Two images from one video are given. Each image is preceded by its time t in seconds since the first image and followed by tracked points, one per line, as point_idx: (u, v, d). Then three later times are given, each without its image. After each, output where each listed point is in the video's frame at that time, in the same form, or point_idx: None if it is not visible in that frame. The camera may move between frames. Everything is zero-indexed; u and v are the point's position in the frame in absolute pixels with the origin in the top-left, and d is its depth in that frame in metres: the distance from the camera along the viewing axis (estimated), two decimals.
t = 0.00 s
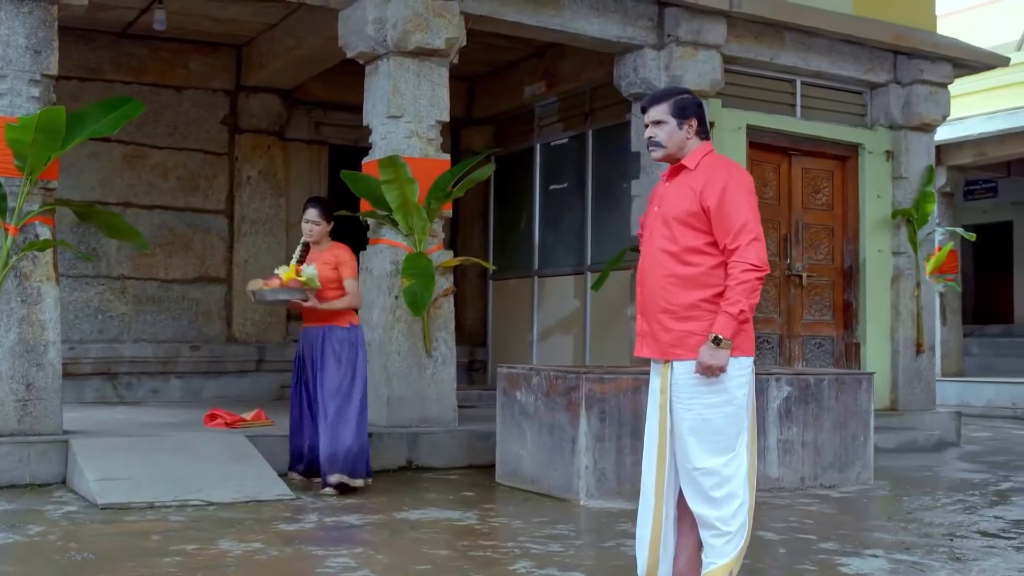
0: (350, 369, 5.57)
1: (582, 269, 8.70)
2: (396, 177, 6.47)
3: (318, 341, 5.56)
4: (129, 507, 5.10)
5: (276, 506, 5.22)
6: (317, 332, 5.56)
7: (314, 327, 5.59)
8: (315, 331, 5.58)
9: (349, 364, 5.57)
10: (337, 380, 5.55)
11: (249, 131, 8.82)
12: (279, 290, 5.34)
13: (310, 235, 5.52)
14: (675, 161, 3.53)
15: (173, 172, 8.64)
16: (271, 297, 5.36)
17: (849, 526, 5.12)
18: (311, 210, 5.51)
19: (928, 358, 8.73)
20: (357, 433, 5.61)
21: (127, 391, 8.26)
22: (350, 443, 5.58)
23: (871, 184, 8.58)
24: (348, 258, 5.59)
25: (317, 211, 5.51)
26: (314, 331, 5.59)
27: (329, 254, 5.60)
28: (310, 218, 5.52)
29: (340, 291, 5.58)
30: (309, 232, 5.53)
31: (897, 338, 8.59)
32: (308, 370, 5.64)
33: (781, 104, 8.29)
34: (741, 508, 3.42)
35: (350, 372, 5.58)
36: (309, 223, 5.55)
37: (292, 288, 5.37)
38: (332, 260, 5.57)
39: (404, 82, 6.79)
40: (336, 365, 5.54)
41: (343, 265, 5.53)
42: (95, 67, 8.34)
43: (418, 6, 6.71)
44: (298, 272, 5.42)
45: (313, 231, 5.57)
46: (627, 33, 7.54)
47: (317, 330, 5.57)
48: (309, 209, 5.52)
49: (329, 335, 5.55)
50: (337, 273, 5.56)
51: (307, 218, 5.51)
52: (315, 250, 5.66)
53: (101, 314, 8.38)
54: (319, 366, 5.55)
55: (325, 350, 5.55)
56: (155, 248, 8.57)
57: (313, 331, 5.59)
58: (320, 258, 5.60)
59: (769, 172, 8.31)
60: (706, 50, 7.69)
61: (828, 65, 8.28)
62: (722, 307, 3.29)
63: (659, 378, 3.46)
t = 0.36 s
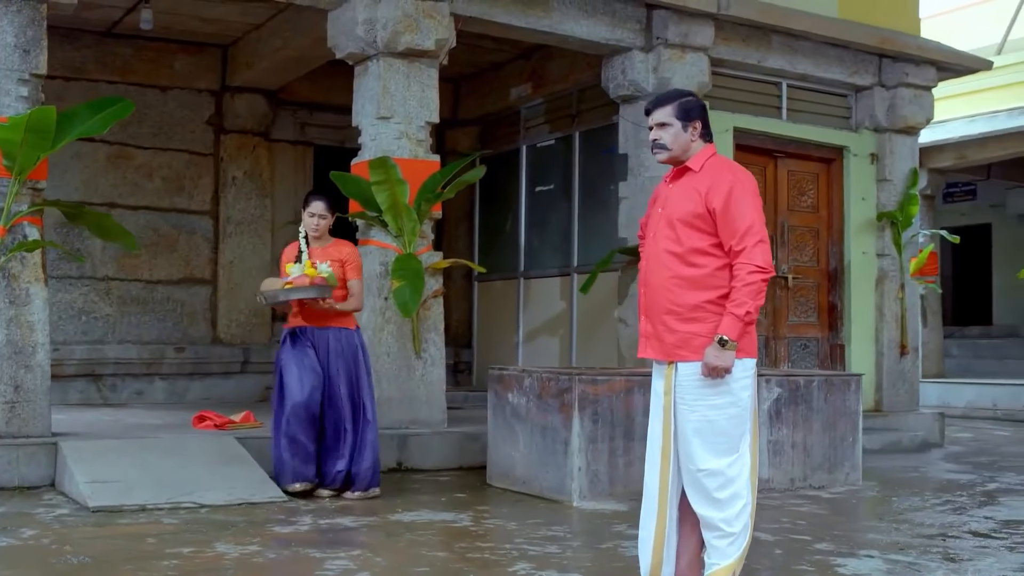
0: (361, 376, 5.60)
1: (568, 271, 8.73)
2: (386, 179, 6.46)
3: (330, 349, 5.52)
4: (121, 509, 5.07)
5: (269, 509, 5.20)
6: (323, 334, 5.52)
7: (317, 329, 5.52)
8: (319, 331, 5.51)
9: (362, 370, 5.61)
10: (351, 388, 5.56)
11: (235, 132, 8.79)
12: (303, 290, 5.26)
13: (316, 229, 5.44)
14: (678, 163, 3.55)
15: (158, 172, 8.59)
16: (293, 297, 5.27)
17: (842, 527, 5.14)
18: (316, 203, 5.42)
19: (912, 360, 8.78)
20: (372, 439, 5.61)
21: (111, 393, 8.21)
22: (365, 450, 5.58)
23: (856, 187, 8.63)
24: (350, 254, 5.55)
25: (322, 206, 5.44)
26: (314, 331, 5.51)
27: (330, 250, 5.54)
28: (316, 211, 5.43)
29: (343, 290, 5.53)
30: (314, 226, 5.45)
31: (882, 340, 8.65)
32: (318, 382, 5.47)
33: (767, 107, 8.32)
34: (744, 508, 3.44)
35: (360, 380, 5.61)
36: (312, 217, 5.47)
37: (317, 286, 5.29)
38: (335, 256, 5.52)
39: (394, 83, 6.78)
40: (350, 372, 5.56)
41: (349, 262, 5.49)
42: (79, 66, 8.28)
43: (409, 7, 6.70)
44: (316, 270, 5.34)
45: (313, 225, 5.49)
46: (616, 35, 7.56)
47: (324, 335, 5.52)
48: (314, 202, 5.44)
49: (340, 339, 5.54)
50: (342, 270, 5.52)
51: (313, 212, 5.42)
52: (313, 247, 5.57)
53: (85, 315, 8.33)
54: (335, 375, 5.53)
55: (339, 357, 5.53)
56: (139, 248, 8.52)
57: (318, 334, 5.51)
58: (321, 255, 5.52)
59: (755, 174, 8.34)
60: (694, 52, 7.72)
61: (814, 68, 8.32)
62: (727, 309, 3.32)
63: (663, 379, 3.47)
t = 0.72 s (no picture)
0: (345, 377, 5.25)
1: (554, 272, 8.74)
2: (375, 180, 6.44)
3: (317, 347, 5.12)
4: (112, 512, 5.04)
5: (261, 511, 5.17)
6: (306, 332, 5.10)
7: (301, 328, 5.10)
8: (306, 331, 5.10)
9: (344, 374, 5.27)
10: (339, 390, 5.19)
11: (219, 132, 8.75)
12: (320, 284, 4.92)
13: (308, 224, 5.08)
14: (681, 165, 3.59)
15: (142, 172, 8.54)
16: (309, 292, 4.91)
17: (834, 527, 5.16)
18: (304, 196, 5.06)
19: (895, 361, 8.84)
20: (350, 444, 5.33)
21: (95, 394, 8.16)
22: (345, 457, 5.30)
23: (841, 189, 8.69)
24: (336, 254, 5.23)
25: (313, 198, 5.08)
26: (300, 331, 5.09)
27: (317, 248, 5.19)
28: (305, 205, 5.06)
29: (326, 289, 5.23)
30: (304, 221, 5.08)
31: (865, 341, 8.71)
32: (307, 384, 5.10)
33: (753, 109, 8.35)
34: (746, 509, 3.46)
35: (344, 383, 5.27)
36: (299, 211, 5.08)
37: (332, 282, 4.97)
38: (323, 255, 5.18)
39: (383, 83, 6.76)
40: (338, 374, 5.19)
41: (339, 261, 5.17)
42: (63, 65, 8.22)
43: (398, 8, 6.68)
44: (324, 267, 5.00)
45: (300, 220, 5.11)
46: (603, 36, 7.57)
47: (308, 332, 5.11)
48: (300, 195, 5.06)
49: (323, 341, 5.14)
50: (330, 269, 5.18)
51: (301, 205, 5.04)
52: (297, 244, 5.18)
53: (68, 316, 8.27)
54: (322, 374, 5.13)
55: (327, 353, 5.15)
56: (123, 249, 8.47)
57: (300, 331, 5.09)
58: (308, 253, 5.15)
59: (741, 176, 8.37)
60: (682, 54, 7.74)
61: (799, 70, 8.37)
62: (731, 309, 3.35)
63: (666, 380, 3.50)
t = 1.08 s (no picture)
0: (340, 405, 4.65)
1: (534, 274, 8.76)
2: (359, 180, 6.42)
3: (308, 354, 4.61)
4: (97, 514, 5.00)
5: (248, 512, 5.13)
6: (297, 331, 4.63)
7: (296, 328, 4.63)
8: (302, 333, 4.63)
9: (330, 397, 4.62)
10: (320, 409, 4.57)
11: (198, 131, 8.70)
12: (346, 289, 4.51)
13: (298, 217, 4.65)
14: (677, 167, 3.65)
15: (120, 171, 8.48)
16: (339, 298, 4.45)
17: (819, 527, 5.19)
18: (292, 186, 4.60)
19: (872, 362, 8.91)
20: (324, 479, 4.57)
21: (72, 395, 8.10)
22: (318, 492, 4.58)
23: (819, 191, 8.76)
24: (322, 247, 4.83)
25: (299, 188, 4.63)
26: (296, 331, 4.63)
27: (306, 242, 4.77)
28: (293, 196, 4.61)
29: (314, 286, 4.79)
30: (294, 213, 4.64)
31: (843, 342, 8.77)
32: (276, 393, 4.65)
33: (733, 111, 8.39)
34: (742, 508, 3.50)
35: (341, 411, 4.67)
36: (286, 203, 4.62)
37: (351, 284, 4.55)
38: (312, 249, 4.77)
39: (366, 83, 6.74)
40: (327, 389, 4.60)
41: (333, 257, 4.78)
42: (40, 63, 8.14)
43: (382, 8, 6.67)
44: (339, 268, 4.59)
45: (287, 213, 4.66)
46: (585, 38, 7.59)
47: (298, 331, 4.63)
48: (288, 185, 4.60)
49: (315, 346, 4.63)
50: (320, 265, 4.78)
51: (289, 196, 4.60)
52: (283, 238, 4.74)
53: (44, 316, 8.19)
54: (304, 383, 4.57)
55: (314, 363, 4.59)
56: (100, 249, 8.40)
57: (290, 331, 4.63)
58: (297, 248, 4.73)
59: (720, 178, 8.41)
60: (663, 56, 7.77)
61: (778, 73, 8.42)
62: (729, 310, 3.42)
63: (663, 382, 3.55)
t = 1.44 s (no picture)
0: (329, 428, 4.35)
1: (512, 275, 8.76)
2: (340, 180, 6.42)
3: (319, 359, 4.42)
4: (79, 515, 4.96)
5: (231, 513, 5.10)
6: (305, 328, 4.41)
7: (304, 323, 4.40)
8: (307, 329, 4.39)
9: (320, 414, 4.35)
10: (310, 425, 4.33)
11: (174, 130, 8.64)
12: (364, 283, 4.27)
13: (305, 204, 4.37)
14: (669, 168, 3.69)
15: (95, 170, 8.41)
16: (358, 293, 4.25)
17: (802, 526, 5.22)
18: (298, 170, 4.32)
19: (847, 362, 9.00)
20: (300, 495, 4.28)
21: (46, 396, 8.02)
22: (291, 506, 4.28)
23: (795, 193, 8.82)
24: (329, 236, 4.55)
25: (307, 173, 4.34)
26: (303, 326, 4.40)
27: (313, 230, 4.49)
28: (300, 181, 4.32)
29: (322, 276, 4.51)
30: (300, 199, 4.35)
31: (818, 342, 8.85)
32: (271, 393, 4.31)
33: (710, 113, 8.44)
34: (734, 508, 3.54)
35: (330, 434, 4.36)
36: (292, 188, 4.33)
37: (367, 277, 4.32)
38: (320, 239, 4.50)
39: (347, 83, 6.72)
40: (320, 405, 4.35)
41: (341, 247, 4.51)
42: (14, 60, 8.06)
43: (362, 7, 6.65)
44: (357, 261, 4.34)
45: (293, 199, 4.36)
46: (564, 39, 7.61)
47: (309, 330, 4.42)
48: (294, 168, 4.32)
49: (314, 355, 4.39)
50: (328, 255, 4.50)
51: (295, 181, 4.31)
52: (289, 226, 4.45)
53: (18, 316, 8.10)
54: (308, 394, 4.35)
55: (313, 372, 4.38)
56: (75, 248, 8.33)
57: (302, 328, 4.39)
58: (303, 237, 4.45)
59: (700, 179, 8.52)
60: (642, 58, 7.80)
61: (755, 75, 8.48)
62: (723, 311, 3.46)
63: (656, 384, 3.59)
